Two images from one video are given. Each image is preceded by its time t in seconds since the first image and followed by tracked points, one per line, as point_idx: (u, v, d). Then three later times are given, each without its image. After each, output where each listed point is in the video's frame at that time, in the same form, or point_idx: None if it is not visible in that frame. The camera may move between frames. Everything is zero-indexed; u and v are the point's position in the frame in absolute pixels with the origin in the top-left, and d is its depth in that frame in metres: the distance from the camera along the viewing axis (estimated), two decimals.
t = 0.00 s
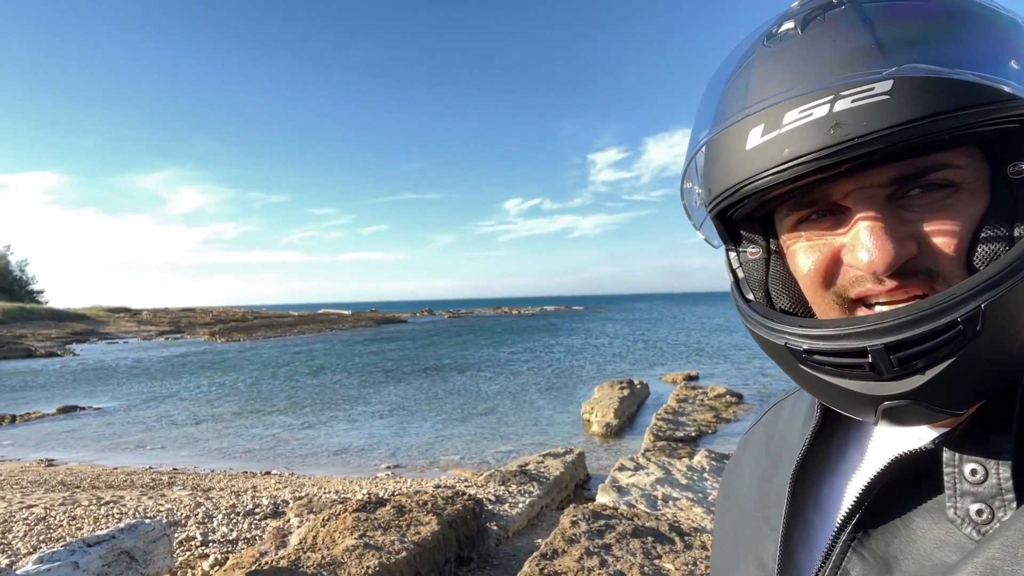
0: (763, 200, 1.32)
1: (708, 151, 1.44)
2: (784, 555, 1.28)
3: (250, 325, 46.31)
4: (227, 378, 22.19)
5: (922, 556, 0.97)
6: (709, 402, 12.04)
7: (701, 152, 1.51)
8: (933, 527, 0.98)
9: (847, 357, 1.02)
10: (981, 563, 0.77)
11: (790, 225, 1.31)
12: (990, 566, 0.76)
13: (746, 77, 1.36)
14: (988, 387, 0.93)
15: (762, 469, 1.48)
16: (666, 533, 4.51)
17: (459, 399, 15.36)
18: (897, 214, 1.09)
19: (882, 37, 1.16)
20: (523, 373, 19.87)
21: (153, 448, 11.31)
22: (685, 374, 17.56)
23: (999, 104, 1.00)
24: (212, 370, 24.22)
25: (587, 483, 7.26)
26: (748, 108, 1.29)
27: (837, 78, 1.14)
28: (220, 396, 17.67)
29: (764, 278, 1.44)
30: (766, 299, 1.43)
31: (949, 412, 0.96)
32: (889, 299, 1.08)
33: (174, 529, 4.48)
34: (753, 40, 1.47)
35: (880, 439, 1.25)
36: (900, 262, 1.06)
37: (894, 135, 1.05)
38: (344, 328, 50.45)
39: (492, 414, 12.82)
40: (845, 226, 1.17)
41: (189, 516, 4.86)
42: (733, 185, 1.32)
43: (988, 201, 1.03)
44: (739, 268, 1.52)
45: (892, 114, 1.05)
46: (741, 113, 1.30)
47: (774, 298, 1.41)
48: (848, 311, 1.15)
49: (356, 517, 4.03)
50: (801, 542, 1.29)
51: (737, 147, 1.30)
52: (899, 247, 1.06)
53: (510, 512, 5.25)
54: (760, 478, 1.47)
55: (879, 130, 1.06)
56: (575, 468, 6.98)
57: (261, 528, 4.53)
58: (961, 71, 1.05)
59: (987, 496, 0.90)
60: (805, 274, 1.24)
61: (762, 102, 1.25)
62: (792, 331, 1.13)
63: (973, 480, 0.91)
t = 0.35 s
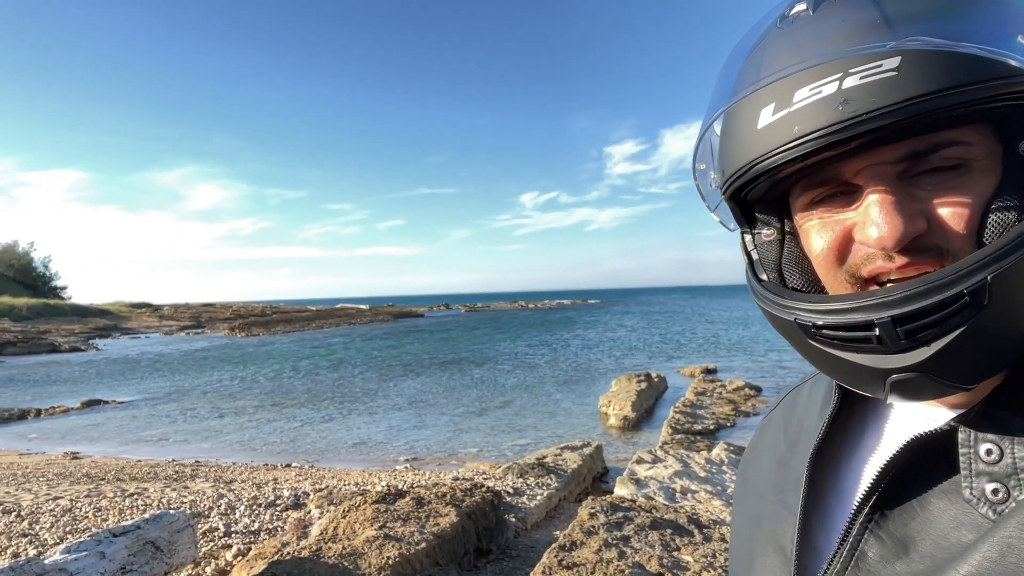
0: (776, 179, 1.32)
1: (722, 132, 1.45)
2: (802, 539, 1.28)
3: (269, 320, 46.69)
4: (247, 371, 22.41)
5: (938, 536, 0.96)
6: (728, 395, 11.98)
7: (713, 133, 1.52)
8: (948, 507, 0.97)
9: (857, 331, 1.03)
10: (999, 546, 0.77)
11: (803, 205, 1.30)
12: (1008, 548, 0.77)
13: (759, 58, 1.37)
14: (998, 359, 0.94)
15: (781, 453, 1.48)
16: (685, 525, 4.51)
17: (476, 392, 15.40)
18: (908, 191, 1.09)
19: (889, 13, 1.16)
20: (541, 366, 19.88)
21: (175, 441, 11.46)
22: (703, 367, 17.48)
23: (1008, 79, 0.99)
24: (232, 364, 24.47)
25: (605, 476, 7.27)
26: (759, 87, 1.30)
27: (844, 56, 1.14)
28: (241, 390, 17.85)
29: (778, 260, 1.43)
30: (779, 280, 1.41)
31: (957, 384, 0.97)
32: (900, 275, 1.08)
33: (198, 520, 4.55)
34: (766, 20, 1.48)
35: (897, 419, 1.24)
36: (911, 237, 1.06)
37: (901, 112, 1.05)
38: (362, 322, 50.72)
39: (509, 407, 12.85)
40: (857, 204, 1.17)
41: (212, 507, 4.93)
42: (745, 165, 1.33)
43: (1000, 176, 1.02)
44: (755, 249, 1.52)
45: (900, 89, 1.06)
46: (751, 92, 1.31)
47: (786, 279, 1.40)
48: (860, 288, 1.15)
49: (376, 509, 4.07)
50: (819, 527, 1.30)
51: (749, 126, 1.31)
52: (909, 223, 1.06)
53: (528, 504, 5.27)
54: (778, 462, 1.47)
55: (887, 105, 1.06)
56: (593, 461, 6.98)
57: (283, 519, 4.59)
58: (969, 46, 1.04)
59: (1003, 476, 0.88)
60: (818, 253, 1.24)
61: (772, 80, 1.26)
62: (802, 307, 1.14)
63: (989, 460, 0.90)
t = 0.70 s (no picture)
0: (782, 179, 1.32)
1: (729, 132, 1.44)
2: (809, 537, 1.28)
3: (274, 315, 46.78)
4: (253, 367, 22.47)
5: (946, 534, 0.96)
6: (733, 390, 11.96)
7: (719, 131, 1.52)
8: (957, 505, 0.97)
9: (858, 332, 1.03)
10: (1008, 544, 0.77)
11: (810, 204, 1.30)
12: (1016, 545, 0.77)
13: (766, 57, 1.37)
14: (1002, 360, 0.93)
15: (789, 451, 1.48)
16: (689, 520, 4.51)
17: (481, 387, 15.41)
18: (913, 191, 1.08)
19: (895, 14, 1.15)
20: (545, 361, 19.88)
21: (181, 437, 11.50)
22: (708, 361, 17.46)
23: (1013, 80, 0.98)
24: (237, 360, 24.53)
25: (610, 470, 7.27)
26: (763, 89, 1.30)
27: (846, 58, 1.14)
28: (245, 386, 17.89)
29: (785, 259, 1.42)
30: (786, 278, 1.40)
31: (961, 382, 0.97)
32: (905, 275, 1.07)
33: (204, 515, 4.57)
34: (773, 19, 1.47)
35: (907, 416, 1.23)
36: (914, 237, 1.05)
37: (904, 113, 1.05)
38: (366, 317, 50.78)
39: (514, 403, 12.86)
40: (863, 203, 1.16)
41: (218, 502, 4.95)
42: (750, 164, 1.33)
43: (1004, 177, 1.01)
44: (763, 248, 1.51)
45: (904, 90, 1.05)
46: (757, 91, 1.31)
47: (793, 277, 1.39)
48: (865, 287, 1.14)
49: (381, 504, 4.09)
50: (827, 525, 1.29)
51: (754, 127, 1.31)
52: (913, 223, 1.06)
53: (533, 499, 5.28)
54: (787, 460, 1.47)
55: (890, 106, 1.06)
56: (598, 456, 6.98)
57: (288, 514, 4.61)
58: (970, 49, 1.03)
59: (1013, 474, 0.87)
60: (824, 252, 1.23)
61: (776, 80, 1.26)
62: (806, 306, 1.15)
63: (999, 458, 0.90)
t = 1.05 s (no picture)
0: (767, 182, 1.33)
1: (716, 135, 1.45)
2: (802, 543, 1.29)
3: (262, 314, 46.54)
4: (241, 365, 22.35)
5: (940, 537, 0.96)
6: (721, 387, 12.00)
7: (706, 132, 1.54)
8: (952, 509, 0.97)
9: (831, 335, 1.06)
10: (1002, 547, 0.77)
11: (794, 208, 1.30)
12: (1010, 549, 0.76)
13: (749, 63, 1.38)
14: (973, 364, 0.95)
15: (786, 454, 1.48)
16: (678, 517, 4.52)
17: (470, 385, 15.41)
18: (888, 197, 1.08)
19: (867, 23, 1.14)
20: (534, 359, 19.89)
21: (168, 436, 11.41)
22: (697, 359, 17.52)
23: (979, 86, 0.98)
24: (225, 359, 24.40)
25: (600, 468, 7.28)
26: (743, 97, 1.32)
27: (820, 67, 1.15)
28: (233, 385, 17.80)
29: (773, 261, 1.42)
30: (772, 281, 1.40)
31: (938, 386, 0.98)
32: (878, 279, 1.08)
33: (191, 515, 4.53)
34: (761, 23, 1.47)
35: (899, 419, 1.23)
36: (888, 243, 1.06)
37: (874, 120, 1.06)
38: (354, 315, 50.60)
39: (503, 401, 12.86)
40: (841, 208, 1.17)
41: (206, 502, 4.91)
42: (732, 171, 1.34)
43: (980, 181, 1.01)
44: (754, 250, 1.51)
45: (872, 99, 1.06)
46: (737, 98, 1.33)
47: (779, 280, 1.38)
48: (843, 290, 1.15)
49: (370, 503, 4.07)
50: (819, 529, 1.30)
51: (735, 133, 1.33)
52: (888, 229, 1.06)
53: (523, 497, 5.28)
54: (783, 465, 1.47)
55: (857, 116, 1.07)
56: (588, 454, 6.99)
57: (277, 514, 4.58)
58: (933, 59, 1.03)
59: (1011, 477, 0.87)
60: (808, 257, 1.23)
61: (754, 89, 1.28)
62: (783, 309, 1.17)
63: (996, 462, 0.89)
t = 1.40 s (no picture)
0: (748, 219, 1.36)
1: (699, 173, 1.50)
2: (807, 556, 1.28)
3: (246, 313, 46.18)
4: (225, 366, 22.16)
5: (947, 556, 0.95)
6: (707, 387, 12.04)
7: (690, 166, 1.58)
8: (958, 526, 0.96)
9: (783, 367, 1.16)
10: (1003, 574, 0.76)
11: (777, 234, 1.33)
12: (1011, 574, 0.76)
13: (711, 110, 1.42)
14: (905, 401, 1.02)
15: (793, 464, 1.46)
16: (665, 518, 4.52)
17: (456, 385, 15.37)
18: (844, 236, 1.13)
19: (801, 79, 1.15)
20: (521, 359, 19.88)
21: (151, 438, 11.29)
22: (683, 358, 17.58)
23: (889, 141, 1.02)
24: (208, 359, 24.18)
25: (586, 468, 7.27)
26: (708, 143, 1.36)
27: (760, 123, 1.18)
28: (216, 385, 17.65)
29: (765, 284, 1.44)
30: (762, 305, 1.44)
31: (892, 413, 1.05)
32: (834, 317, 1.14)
33: (173, 519, 4.47)
34: (724, 71, 1.46)
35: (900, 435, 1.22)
36: (838, 282, 1.10)
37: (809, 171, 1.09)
38: (339, 315, 50.34)
39: (490, 401, 12.84)
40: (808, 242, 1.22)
41: (188, 506, 4.85)
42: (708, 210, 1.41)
43: (932, 216, 1.03)
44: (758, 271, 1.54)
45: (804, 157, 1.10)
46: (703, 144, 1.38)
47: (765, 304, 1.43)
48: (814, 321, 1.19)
49: (356, 506, 4.03)
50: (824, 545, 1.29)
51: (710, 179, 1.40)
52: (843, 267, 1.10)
53: (509, 498, 5.26)
54: (787, 480, 1.45)
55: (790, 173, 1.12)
56: (574, 455, 6.98)
57: (260, 517, 4.53)
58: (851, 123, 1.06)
59: (1010, 493, 0.86)
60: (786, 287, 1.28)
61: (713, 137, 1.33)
62: (751, 340, 1.27)
63: (997, 477, 0.88)
